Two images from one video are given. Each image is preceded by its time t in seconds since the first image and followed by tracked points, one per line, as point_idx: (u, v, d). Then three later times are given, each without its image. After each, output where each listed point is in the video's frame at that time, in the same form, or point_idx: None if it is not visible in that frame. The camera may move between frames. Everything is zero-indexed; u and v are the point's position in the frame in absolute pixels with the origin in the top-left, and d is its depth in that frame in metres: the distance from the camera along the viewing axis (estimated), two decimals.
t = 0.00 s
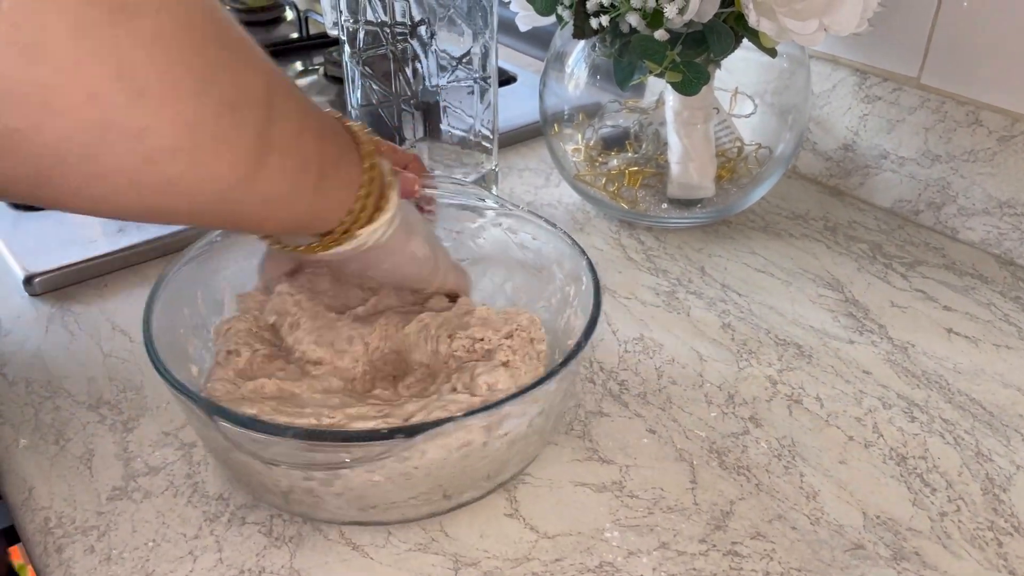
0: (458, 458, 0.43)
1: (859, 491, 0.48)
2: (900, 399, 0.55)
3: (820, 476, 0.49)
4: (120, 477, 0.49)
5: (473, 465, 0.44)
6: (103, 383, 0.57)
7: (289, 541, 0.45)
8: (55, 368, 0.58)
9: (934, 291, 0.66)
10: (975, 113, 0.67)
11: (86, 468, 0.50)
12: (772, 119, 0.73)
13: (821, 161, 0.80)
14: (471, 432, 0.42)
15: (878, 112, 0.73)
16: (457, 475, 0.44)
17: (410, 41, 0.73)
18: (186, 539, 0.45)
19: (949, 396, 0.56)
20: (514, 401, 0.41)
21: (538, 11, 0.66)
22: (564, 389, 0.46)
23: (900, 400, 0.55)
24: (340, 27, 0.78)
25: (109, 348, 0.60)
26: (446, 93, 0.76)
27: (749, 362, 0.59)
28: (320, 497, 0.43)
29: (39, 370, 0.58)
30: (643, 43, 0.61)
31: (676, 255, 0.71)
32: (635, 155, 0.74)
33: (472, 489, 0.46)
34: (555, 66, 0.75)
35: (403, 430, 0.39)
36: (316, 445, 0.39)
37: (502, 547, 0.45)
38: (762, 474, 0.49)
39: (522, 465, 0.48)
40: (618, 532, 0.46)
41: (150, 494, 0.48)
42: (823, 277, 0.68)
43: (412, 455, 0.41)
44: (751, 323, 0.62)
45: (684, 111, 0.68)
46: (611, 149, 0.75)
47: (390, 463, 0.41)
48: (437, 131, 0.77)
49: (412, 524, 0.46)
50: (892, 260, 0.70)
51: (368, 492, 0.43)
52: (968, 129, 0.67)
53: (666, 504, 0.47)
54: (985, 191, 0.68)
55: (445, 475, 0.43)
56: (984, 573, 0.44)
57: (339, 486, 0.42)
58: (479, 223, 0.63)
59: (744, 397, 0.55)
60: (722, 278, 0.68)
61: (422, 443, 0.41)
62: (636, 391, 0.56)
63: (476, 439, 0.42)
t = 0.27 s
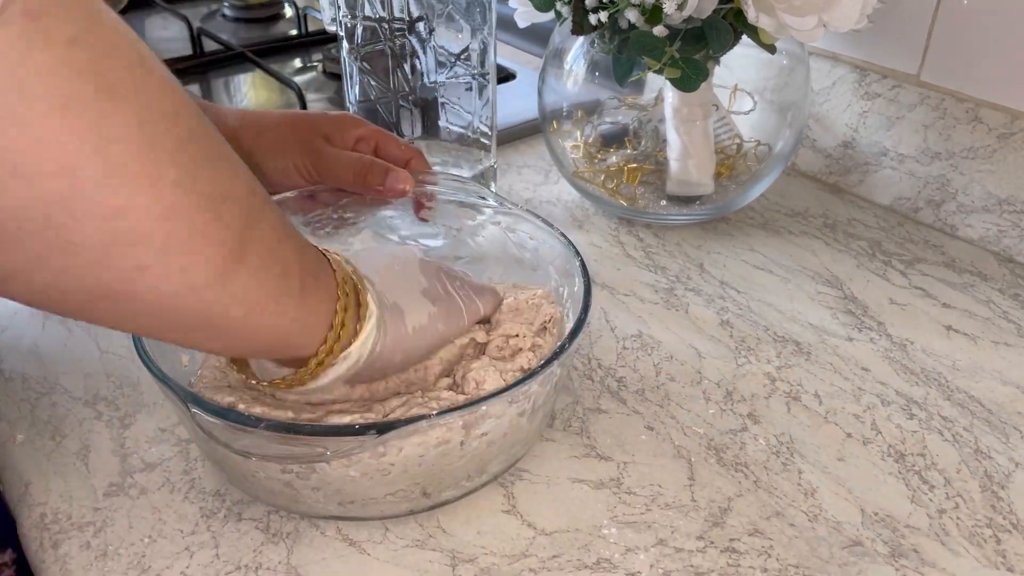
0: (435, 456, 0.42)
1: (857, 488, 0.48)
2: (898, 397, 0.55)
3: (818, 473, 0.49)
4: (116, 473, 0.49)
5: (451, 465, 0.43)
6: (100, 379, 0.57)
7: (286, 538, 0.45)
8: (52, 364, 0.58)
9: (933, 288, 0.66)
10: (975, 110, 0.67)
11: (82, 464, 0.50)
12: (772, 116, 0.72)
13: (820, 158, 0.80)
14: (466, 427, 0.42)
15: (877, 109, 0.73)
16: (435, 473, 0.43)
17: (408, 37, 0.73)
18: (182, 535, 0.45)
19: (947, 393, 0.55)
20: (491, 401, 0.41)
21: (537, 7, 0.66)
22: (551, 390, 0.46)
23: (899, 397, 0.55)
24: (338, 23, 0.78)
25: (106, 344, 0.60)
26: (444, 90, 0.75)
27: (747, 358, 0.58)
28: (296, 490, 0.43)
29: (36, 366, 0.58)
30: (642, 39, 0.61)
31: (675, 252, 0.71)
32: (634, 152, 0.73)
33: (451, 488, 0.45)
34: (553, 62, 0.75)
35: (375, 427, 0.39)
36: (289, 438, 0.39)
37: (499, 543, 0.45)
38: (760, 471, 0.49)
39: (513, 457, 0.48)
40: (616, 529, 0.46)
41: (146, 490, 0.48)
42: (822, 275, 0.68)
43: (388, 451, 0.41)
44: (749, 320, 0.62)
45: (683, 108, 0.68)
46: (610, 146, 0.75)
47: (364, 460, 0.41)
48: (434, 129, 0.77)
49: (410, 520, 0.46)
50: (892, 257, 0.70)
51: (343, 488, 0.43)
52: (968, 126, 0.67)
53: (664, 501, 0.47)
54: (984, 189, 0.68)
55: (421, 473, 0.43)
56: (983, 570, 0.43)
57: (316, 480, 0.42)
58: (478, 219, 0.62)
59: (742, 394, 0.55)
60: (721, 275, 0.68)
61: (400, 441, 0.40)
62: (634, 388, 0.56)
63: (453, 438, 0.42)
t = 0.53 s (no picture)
0: (428, 459, 0.42)
1: (853, 489, 0.48)
2: (895, 398, 0.55)
3: (814, 474, 0.49)
4: (114, 474, 0.49)
5: (445, 467, 0.43)
6: (98, 380, 0.57)
7: (283, 539, 0.45)
8: (50, 365, 0.58)
9: (929, 290, 0.66)
10: (972, 112, 0.67)
11: (80, 465, 0.50)
12: (769, 118, 0.72)
13: (818, 159, 0.80)
14: (459, 427, 0.42)
15: (875, 111, 0.73)
16: (429, 475, 0.43)
17: (407, 38, 0.73)
18: (179, 536, 0.45)
19: (944, 395, 0.56)
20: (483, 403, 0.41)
21: (535, 8, 0.66)
22: (546, 392, 0.46)
23: (895, 399, 0.55)
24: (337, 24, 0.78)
25: (104, 344, 0.60)
26: (443, 91, 0.76)
27: (744, 360, 0.59)
28: (291, 492, 0.43)
29: (34, 366, 0.58)
30: (639, 41, 0.61)
31: (672, 253, 0.71)
32: (631, 153, 0.74)
33: (445, 490, 0.45)
34: (551, 63, 0.75)
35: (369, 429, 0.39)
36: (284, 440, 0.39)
37: (496, 544, 0.45)
38: (756, 473, 0.49)
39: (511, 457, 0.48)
40: (612, 530, 0.46)
41: (144, 491, 0.48)
42: (819, 276, 0.68)
43: (380, 453, 0.41)
44: (746, 321, 0.62)
45: (681, 109, 0.68)
46: (608, 147, 0.75)
47: (357, 462, 0.41)
48: (433, 129, 0.77)
49: (407, 521, 0.46)
50: (889, 258, 0.70)
51: (333, 491, 0.43)
52: (965, 128, 0.67)
53: (660, 502, 0.47)
54: (981, 190, 0.68)
55: (415, 475, 0.43)
56: (978, 572, 0.44)
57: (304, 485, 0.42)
58: (474, 221, 0.62)
59: (739, 395, 0.55)
60: (718, 276, 0.68)
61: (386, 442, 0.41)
62: (631, 390, 0.56)
63: (446, 440, 0.42)
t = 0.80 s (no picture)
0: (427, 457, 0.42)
1: (852, 488, 0.48)
2: (895, 396, 0.55)
3: (814, 472, 0.49)
4: (112, 472, 0.49)
5: (444, 464, 0.43)
6: (96, 377, 0.57)
7: (282, 537, 0.45)
8: (48, 363, 0.58)
9: (929, 288, 0.66)
10: (972, 110, 0.67)
11: (78, 463, 0.50)
12: (770, 116, 0.72)
13: (818, 157, 0.80)
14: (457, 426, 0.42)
15: (875, 109, 0.73)
16: (428, 474, 0.43)
17: (406, 35, 0.73)
18: (178, 534, 0.45)
19: (944, 393, 0.55)
20: (479, 401, 0.41)
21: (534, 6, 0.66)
22: (546, 389, 0.46)
23: (895, 397, 0.55)
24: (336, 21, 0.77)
25: (102, 342, 0.60)
26: (443, 89, 0.75)
27: (744, 358, 0.58)
28: (290, 490, 0.43)
29: (32, 364, 0.58)
30: (639, 38, 0.61)
31: (672, 251, 0.71)
32: (631, 151, 0.73)
33: (444, 488, 0.45)
34: (551, 60, 0.75)
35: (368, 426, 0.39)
36: (280, 438, 0.39)
37: (495, 543, 0.45)
38: (756, 471, 0.49)
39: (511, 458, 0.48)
40: (612, 529, 0.46)
41: (142, 489, 0.48)
42: (819, 274, 0.68)
43: (378, 451, 0.41)
44: (746, 319, 0.62)
45: (681, 106, 0.68)
46: (607, 145, 0.75)
47: (355, 459, 0.41)
48: (432, 126, 0.77)
49: (406, 519, 0.46)
50: (889, 256, 0.70)
51: (330, 488, 0.43)
52: (965, 126, 0.67)
53: (660, 501, 0.47)
54: (982, 188, 0.68)
55: (414, 473, 0.43)
56: (978, 571, 0.44)
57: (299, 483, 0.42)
58: (473, 219, 0.62)
59: (739, 393, 0.55)
60: (718, 274, 0.68)
61: (383, 440, 0.41)
62: (630, 388, 0.56)
63: (444, 437, 0.42)
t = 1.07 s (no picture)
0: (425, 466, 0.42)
1: (853, 488, 0.48)
2: (896, 396, 0.55)
3: (815, 473, 0.49)
4: (109, 472, 0.49)
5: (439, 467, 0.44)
6: (94, 377, 0.56)
7: (280, 537, 0.45)
8: (46, 362, 0.58)
9: (931, 287, 0.66)
10: (974, 108, 0.66)
11: (75, 462, 0.50)
12: (770, 114, 0.72)
13: (819, 155, 0.79)
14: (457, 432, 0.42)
15: (876, 107, 0.73)
16: (426, 478, 0.44)
17: (405, 33, 0.73)
18: (176, 534, 0.45)
19: (945, 393, 0.55)
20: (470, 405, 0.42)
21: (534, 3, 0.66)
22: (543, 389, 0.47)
23: (897, 397, 0.55)
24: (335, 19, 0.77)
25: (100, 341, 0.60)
26: (442, 87, 0.75)
27: (745, 358, 0.58)
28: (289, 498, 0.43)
29: (29, 363, 0.57)
30: (639, 36, 0.60)
31: (672, 250, 0.71)
32: (631, 149, 0.73)
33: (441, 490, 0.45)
34: (551, 58, 0.75)
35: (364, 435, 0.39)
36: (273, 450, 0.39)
37: (494, 543, 0.45)
38: (756, 471, 0.49)
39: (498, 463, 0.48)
40: (612, 529, 0.45)
41: (140, 489, 0.48)
42: (820, 273, 0.67)
43: (372, 457, 0.41)
44: (747, 319, 0.62)
45: (681, 104, 0.68)
46: (607, 143, 0.75)
47: (350, 465, 0.41)
48: (432, 125, 0.76)
49: (405, 520, 0.46)
50: (890, 255, 0.70)
51: (324, 497, 0.43)
52: (967, 124, 0.67)
53: (660, 501, 0.47)
54: (983, 187, 0.68)
55: (410, 479, 0.43)
56: (979, 571, 0.43)
57: (295, 496, 0.43)
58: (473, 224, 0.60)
59: (739, 393, 0.55)
60: (718, 273, 0.67)
61: (382, 443, 0.41)
62: (630, 387, 0.56)
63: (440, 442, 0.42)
